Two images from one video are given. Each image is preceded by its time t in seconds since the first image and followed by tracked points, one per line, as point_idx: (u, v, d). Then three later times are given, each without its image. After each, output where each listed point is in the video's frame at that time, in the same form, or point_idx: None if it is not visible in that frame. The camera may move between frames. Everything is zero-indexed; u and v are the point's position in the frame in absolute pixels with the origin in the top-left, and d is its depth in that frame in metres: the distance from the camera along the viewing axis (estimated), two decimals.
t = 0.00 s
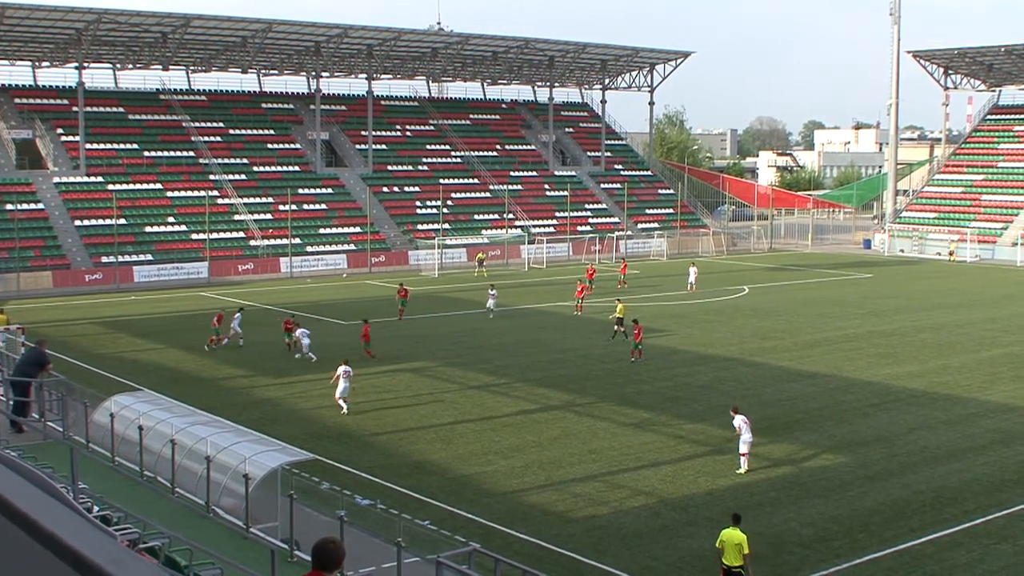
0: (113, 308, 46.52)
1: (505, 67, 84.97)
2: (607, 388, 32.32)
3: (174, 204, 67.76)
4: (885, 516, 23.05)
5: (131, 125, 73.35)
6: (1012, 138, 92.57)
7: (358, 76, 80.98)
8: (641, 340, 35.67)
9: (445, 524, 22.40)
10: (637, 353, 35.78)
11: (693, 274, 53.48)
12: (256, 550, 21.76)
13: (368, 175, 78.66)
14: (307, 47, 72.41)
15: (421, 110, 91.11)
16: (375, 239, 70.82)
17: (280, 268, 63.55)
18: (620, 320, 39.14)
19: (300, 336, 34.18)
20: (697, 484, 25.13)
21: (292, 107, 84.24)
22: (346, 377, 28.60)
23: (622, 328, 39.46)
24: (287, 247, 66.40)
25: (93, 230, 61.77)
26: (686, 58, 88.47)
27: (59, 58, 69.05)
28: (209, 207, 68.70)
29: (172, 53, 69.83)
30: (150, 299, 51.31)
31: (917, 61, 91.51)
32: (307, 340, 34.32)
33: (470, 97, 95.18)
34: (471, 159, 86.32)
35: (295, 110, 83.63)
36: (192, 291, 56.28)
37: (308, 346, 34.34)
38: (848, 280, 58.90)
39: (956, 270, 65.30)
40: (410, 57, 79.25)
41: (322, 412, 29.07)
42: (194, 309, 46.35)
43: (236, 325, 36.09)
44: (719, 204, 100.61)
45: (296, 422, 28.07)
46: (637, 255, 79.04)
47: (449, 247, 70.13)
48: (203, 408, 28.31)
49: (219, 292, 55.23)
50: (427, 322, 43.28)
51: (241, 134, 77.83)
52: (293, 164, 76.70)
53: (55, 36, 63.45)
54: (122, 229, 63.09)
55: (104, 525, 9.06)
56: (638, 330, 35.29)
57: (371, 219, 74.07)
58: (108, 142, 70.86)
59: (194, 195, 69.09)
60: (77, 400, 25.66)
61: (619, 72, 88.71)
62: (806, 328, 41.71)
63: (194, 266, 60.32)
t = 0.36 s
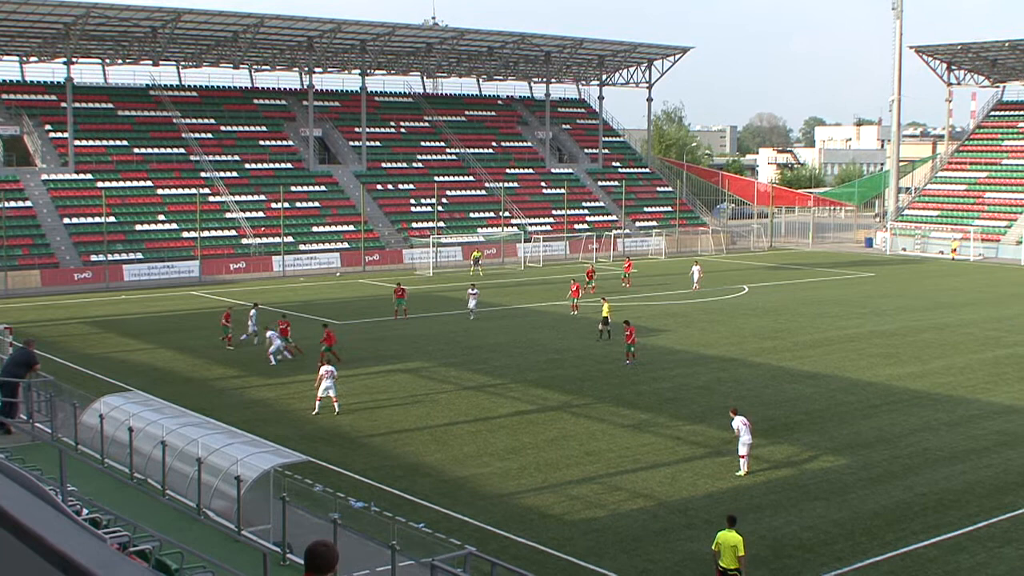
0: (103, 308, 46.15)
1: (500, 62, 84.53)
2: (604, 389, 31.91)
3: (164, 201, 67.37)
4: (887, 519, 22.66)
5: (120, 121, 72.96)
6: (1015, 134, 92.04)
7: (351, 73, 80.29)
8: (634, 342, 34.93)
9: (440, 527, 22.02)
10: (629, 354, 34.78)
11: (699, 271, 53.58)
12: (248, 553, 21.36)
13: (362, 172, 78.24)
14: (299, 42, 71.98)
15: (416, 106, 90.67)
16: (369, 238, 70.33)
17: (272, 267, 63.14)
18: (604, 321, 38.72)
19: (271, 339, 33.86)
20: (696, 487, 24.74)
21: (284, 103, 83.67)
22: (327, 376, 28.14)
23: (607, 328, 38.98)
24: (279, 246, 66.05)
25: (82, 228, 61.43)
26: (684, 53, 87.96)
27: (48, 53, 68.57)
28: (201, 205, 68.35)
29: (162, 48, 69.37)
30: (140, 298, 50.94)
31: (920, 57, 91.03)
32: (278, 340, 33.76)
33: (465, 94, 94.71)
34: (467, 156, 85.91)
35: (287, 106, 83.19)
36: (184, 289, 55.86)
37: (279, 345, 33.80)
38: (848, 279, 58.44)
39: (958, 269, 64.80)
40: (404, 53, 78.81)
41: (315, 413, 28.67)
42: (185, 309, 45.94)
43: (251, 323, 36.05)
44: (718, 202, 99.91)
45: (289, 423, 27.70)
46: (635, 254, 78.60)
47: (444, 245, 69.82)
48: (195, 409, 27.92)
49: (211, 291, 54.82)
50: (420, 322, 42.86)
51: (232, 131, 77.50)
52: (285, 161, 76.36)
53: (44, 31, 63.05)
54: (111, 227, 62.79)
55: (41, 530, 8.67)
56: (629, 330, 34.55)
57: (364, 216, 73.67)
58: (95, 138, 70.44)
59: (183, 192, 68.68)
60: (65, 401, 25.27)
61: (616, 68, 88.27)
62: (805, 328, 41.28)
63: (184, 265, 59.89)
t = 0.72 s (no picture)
0: (101, 308, 45.96)
1: (502, 59, 84.22)
2: (607, 390, 31.59)
3: (163, 200, 67.18)
4: (894, 524, 22.30)
5: (117, 119, 72.86)
6: None
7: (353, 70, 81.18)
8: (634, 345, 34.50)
9: (441, 530, 21.72)
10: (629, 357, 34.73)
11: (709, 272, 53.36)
12: (247, 556, 21.07)
13: (362, 171, 78.09)
14: (299, 39, 71.73)
15: (417, 104, 90.43)
16: (369, 238, 70.02)
17: (272, 267, 63.01)
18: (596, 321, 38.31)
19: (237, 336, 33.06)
20: (701, 490, 24.40)
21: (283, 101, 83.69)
22: (316, 377, 27.72)
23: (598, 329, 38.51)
24: (279, 245, 65.82)
25: (80, 227, 61.31)
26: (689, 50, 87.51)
27: (44, 50, 68.39)
28: (199, 204, 68.16)
29: (160, 45, 69.12)
30: (138, 298, 50.76)
31: (929, 54, 90.53)
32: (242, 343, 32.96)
33: (467, 92, 94.43)
34: (469, 154, 85.70)
35: (287, 104, 83.03)
36: (183, 289, 55.72)
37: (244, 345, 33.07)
38: (856, 280, 58.01)
39: (966, 270, 64.32)
40: (405, 50, 78.54)
41: (315, 414, 28.39)
42: (182, 309, 45.70)
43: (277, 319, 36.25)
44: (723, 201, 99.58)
45: (290, 424, 27.43)
46: (639, 253, 78.27)
47: (445, 245, 69.62)
48: (193, 410, 27.66)
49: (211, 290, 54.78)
50: (420, 322, 42.58)
51: (231, 129, 77.33)
52: (284, 160, 76.19)
53: (40, 27, 62.87)
54: (109, 226, 62.65)
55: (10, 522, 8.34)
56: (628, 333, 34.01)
57: (364, 216, 73.39)
58: (92, 137, 70.62)
59: (181, 190, 68.46)
60: (62, 402, 24.98)
61: (620, 65, 87.92)
62: (811, 329, 40.92)
63: (183, 265, 59.64)
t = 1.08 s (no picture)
0: (126, 306, 46.11)
1: (526, 58, 84.04)
2: (631, 392, 31.29)
3: (185, 199, 67.34)
4: (923, 528, 21.91)
5: (140, 118, 73.11)
6: None
7: (376, 68, 81.02)
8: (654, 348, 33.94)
9: (464, 532, 21.53)
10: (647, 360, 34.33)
11: (739, 272, 53.08)
12: (269, 557, 20.90)
13: (386, 171, 78.12)
14: (322, 38, 71.80)
15: (440, 103, 90.43)
16: (392, 237, 69.91)
17: (294, 266, 63.06)
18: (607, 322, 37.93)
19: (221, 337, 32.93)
20: (726, 493, 24.09)
21: (306, 100, 83.77)
22: (329, 377, 27.54)
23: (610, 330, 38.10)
24: (302, 244, 65.94)
25: (101, 227, 61.58)
26: (715, 49, 87.05)
27: (67, 49, 68.70)
28: (221, 203, 68.29)
29: (183, 44, 69.30)
30: (162, 297, 50.80)
31: (958, 53, 89.71)
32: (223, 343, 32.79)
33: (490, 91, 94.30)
34: (492, 154, 85.65)
35: (310, 103, 83.16)
36: (207, 288, 55.87)
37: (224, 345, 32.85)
38: (883, 281, 57.50)
39: (996, 271, 63.61)
40: (428, 49, 78.47)
41: (338, 414, 28.23)
42: (205, 309, 45.62)
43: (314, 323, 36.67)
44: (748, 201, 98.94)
45: (312, 424, 27.30)
46: (663, 253, 77.98)
47: (468, 245, 69.62)
48: (215, 410, 27.57)
49: (236, 289, 54.99)
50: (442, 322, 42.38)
51: (253, 128, 77.45)
52: (306, 159, 76.21)
53: (63, 27, 63.22)
54: (132, 224, 62.85)
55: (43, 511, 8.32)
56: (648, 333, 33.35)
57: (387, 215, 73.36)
58: (113, 135, 70.55)
59: (204, 190, 68.63)
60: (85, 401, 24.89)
61: (644, 64, 87.61)
62: (838, 330, 40.47)
63: (205, 265, 59.84)
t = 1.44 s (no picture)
0: (157, 305, 46.43)
1: (555, 58, 83.96)
2: (660, 392, 31.19)
3: (215, 199, 67.17)
4: (953, 530, 21.74)
5: (171, 118, 73.61)
6: None
7: (405, 68, 80.87)
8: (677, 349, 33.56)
9: (492, 532, 21.50)
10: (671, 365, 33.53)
11: (773, 272, 52.81)
12: (298, 556, 20.91)
13: (415, 170, 78.21)
14: (352, 38, 72.00)
15: (469, 103, 90.53)
16: (421, 237, 69.86)
17: (323, 266, 63.24)
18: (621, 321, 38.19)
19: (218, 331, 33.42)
20: (755, 494, 23.97)
21: (336, 100, 84.13)
22: (349, 376, 27.67)
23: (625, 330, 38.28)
24: (331, 244, 66.13)
25: (132, 226, 61.98)
26: (746, 48, 86.68)
27: (98, 50, 69.24)
28: (252, 202, 68.20)
29: (213, 44, 69.59)
30: (195, 296, 50.97)
31: (989, 51, 88.93)
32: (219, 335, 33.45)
33: (520, 91, 94.34)
34: (521, 154, 85.60)
35: (340, 103, 83.38)
36: (240, 287, 56.15)
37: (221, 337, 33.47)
38: (914, 283, 57.14)
39: None
40: (457, 48, 78.50)
41: (366, 414, 28.27)
42: (236, 309, 45.82)
43: (352, 320, 37.39)
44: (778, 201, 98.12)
45: (340, 423, 27.33)
46: (692, 254, 77.85)
47: (497, 245, 69.75)
48: (244, 408, 27.66)
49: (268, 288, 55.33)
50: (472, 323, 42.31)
51: (284, 128, 77.60)
52: (336, 159, 76.32)
53: (94, 27, 63.67)
54: (162, 224, 63.15)
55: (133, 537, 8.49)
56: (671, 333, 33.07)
57: (416, 214, 72.55)
58: (144, 135, 71.22)
59: (235, 189, 68.69)
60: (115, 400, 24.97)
61: (674, 64, 87.44)
62: (869, 332, 40.21)
63: (235, 264, 60.07)
